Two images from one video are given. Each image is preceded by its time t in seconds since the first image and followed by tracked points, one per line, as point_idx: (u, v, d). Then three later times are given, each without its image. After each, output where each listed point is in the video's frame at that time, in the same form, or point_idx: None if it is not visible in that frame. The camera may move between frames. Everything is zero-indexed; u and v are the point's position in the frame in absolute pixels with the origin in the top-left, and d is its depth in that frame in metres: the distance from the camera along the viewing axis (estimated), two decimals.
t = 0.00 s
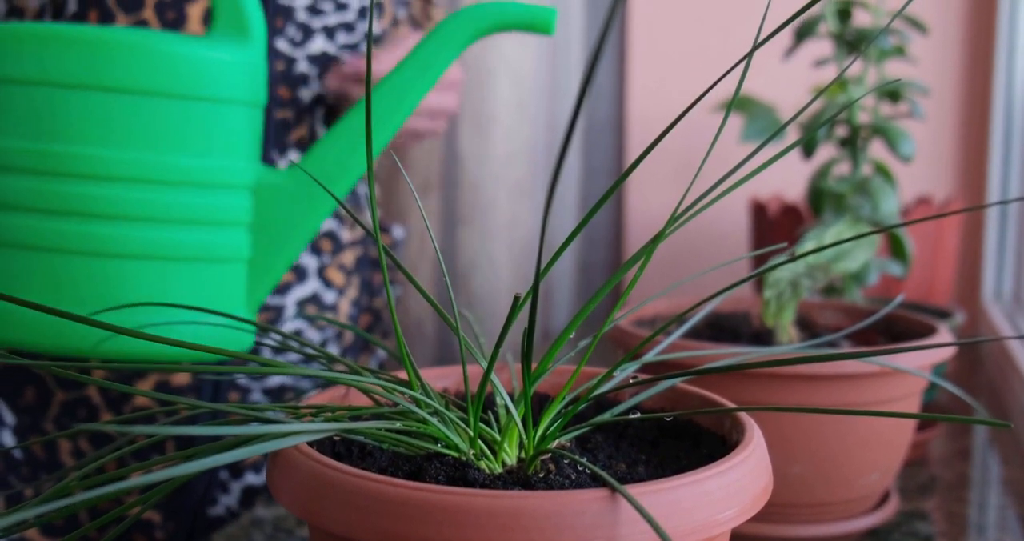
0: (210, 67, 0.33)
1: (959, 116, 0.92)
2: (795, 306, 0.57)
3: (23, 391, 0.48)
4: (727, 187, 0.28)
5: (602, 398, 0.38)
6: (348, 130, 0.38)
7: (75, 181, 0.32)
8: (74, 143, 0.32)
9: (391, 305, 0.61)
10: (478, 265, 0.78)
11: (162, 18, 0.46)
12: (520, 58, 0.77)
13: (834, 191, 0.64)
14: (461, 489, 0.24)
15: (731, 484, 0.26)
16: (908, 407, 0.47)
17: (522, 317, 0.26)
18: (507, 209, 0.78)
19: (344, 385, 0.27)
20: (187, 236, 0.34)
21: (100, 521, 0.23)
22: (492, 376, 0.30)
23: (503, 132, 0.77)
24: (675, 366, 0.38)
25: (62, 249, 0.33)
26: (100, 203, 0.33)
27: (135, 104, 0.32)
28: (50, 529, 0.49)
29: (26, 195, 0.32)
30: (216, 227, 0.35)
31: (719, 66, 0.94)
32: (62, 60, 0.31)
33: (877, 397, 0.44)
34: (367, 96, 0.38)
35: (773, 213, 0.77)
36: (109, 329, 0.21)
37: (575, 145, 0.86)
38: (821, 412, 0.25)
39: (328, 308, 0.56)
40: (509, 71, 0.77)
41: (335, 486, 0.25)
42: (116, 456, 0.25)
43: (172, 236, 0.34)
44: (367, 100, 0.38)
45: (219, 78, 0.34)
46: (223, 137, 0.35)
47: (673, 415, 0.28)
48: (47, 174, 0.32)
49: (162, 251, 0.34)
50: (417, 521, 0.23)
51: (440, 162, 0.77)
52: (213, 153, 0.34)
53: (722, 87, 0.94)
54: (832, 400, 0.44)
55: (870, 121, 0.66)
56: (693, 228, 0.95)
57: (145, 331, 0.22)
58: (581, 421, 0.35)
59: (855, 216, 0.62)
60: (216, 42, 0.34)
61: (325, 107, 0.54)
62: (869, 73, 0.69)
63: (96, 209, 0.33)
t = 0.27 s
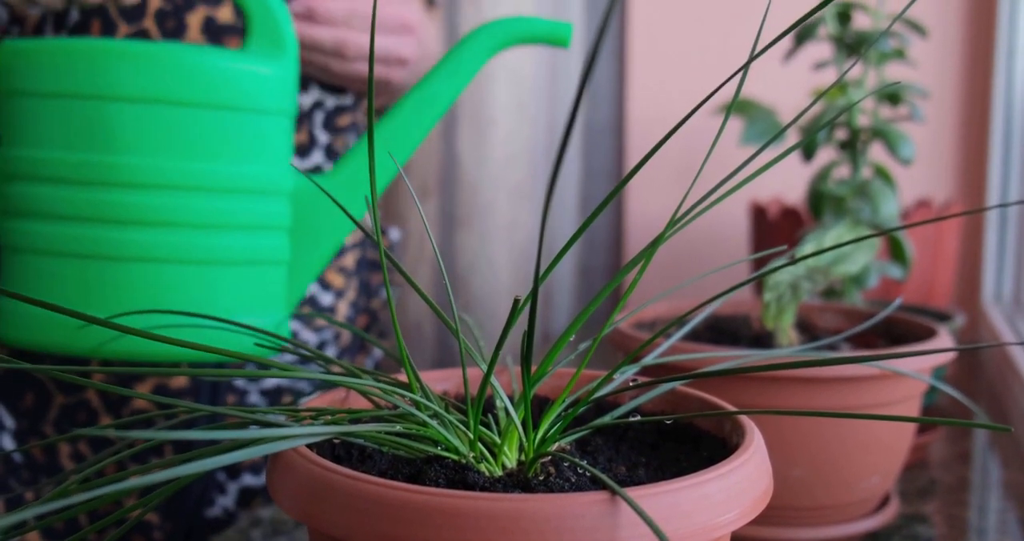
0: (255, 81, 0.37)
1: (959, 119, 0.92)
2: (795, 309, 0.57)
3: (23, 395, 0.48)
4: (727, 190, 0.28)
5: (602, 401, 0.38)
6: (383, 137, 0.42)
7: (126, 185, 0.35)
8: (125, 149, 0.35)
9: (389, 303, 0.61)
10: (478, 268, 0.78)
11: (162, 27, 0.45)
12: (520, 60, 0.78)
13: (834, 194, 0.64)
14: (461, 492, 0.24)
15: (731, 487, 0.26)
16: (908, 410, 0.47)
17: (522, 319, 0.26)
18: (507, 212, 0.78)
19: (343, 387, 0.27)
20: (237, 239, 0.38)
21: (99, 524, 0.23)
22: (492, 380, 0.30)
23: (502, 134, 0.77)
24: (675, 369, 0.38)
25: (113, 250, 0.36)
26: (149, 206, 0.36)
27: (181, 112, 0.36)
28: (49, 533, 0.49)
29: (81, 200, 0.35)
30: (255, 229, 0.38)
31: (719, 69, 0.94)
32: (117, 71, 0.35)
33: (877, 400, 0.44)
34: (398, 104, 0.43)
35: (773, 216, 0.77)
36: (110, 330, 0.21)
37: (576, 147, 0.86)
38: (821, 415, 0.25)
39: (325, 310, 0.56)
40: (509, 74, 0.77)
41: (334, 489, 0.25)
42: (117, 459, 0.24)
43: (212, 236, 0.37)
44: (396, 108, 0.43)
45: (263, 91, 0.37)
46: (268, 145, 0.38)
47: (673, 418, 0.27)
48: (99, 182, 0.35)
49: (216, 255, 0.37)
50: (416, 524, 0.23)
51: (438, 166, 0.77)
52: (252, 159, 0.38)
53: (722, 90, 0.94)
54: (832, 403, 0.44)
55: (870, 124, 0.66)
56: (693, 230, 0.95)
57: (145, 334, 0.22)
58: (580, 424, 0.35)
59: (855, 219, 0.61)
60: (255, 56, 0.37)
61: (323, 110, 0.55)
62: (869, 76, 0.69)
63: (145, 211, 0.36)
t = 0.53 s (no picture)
0: (307, 96, 0.39)
1: (959, 122, 0.92)
2: (794, 311, 0.57)
3: (21, 399, 0.48)
4: (727, 193, 0.28)
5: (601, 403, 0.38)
6: (417, 149, 0.45)
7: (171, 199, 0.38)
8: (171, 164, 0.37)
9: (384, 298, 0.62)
10: (478, 270, 0.77)
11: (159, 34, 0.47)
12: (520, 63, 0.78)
13: (834, 197, 0.64)
14: (460, 494, 0.24)
15: (731, 489, 0.26)
16: (908, 413, 0.47)
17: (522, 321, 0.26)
18: (506, 214, 0.78)
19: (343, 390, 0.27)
20: (288, 246, 0.40)
21: (100, 526, 0.23)
22: (492, 382, 0.30)
23: (503, 136, 0.77)
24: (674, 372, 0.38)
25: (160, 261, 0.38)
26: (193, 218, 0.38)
27: (222, 128, 0.38)
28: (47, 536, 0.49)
29: (129, 215, 0.38)
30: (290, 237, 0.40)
31: (718, 72, 0.95)
32: (159, 91, 0.37)
33: (876, 402, 0.44)
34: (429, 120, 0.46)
35: (773, 219, 0.77)
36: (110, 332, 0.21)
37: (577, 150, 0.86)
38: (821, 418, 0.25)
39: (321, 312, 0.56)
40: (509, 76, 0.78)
41: (334, 491, 0.25)
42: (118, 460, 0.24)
43: (252, 248, 0.39)
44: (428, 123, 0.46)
45: (312, 106, 0.40)
46: (315, 157, 0.41)
47: (673, 421, 0.27)
48: (144, 197, 0.37)
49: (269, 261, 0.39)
50: (416, 526, 0.23)
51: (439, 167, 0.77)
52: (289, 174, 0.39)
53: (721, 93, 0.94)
54: (831, 406, 0.44)
55: (870, 127, 0.66)
56: (693, 233, 0.95)
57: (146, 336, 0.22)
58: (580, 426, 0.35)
59: (854, 222, 0.62)
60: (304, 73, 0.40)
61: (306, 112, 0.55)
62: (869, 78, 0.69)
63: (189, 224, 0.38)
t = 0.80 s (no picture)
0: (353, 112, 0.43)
1: (957, 124, 0.92)
2: (794, 314, 0.57)
3: (27, 405, 0.48)
4: (727, 195, 0.28)
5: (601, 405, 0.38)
6: (448, 158, 0.49)
7: (230, 213, 0.41)
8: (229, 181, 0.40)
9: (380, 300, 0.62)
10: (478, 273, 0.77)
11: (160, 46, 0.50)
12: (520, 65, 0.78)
13: (834, 199, 0.64)
14: (460, 498, 0.24)
15: (731, 492, 0.26)
16: (907, 416, 0.47)
17: (522, 325, 0.25)
18: (506, 216, 0.78)
19: (342, 393, 0.27)
20: (342, 253, 0.43)
21: (101, 529, 0.23)
22: (491, 385, 0.30)
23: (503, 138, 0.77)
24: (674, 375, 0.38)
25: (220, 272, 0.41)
26: (251, 231, 0.41)
27: (276, 146, 0.41)
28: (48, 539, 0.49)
29: (192, 230, 0.41)
30: (339, 246, 0.43)
31: (718, 75, 0.95)
32: (218, 114, 0.40)
33: (876, 405, 0.44)
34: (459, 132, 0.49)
35: (772, 221, 0.77)
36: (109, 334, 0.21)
37: (577, 153, 0.86)
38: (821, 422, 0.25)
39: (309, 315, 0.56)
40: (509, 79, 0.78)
41: (332, 494, 0.25)
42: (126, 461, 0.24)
43: (310, 255, 0.42)
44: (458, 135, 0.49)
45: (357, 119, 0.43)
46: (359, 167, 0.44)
47: (673, 424, 0.27)
48: (210, 211, 0.40)
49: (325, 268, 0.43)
50: (415, 529, 0.23)
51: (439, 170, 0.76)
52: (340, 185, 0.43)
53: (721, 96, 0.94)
54: (832, 409, 0.44)
55: (869, 130, 0.66)
56: (692, 236, 0.95)
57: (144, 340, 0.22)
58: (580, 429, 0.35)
59: (854, 225, 0.62)
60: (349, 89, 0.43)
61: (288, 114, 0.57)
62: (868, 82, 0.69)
63: (247, 237, 0.41)
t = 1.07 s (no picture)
0: (385, 125, 0.45)
1: (957, 126, 0.92)
2: (794, 316, 0.57)
3: (27, 409, 0.48)
4: (728, 197, 0.28)
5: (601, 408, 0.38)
6: (472, 165, 0.52)
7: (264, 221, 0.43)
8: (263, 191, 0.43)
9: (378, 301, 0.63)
10: (478, 273, 0.78)
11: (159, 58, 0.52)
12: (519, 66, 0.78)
13: (833, 201, 0.64)
14: (459, 501, 0.24)
15: (730, 495, 0.26)
16: (907, 418, 0.47)
17: (521, 327, 0.25)
18: (506, 218, 0.78)
19: (341, 395, 0.27)
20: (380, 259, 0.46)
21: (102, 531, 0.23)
22: (490, 388, 0.30)
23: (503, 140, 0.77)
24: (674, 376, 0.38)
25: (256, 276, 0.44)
26: (282, 238, 0.44)
27: (308, 158, 0.43)
28: None
29: (230, 238, 0.44)
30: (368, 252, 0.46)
31: (717, 77, 0.95)
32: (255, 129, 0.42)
33: (875, 408, 0.44)
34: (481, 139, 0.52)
35: (772, 222, 0.77)
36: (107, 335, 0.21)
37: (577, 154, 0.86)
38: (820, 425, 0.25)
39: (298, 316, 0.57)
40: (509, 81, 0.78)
41: (332, 497, 0.25)
42: (127, 463, 0.24)
43: (351, 262, 0.45)
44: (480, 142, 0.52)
45: (389, 131, 0.46)
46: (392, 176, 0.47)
47: (672, 426, 0.27)
48: (258, 223, 0.43)
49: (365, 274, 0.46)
50: (415, 532, 0.23)
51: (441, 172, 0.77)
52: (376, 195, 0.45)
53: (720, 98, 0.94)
54: (831, 411, 0.44)
55: (868, 132, 0.66)
56: (691, 238, 0.95)
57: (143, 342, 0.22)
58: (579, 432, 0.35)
59: (853, 227, 0.62)
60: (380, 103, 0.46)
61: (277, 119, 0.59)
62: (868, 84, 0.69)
63: (279, 244, 0.44)
